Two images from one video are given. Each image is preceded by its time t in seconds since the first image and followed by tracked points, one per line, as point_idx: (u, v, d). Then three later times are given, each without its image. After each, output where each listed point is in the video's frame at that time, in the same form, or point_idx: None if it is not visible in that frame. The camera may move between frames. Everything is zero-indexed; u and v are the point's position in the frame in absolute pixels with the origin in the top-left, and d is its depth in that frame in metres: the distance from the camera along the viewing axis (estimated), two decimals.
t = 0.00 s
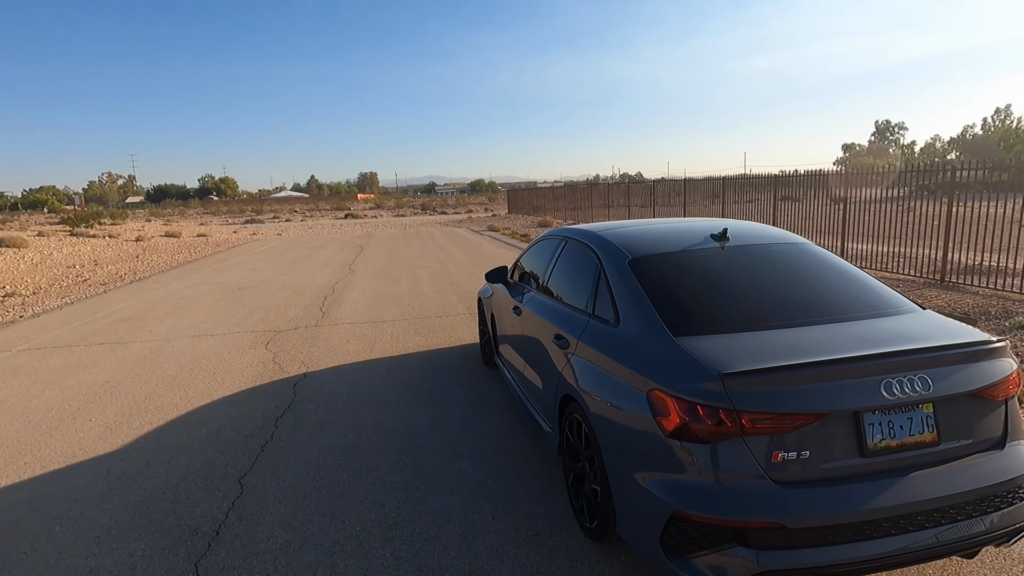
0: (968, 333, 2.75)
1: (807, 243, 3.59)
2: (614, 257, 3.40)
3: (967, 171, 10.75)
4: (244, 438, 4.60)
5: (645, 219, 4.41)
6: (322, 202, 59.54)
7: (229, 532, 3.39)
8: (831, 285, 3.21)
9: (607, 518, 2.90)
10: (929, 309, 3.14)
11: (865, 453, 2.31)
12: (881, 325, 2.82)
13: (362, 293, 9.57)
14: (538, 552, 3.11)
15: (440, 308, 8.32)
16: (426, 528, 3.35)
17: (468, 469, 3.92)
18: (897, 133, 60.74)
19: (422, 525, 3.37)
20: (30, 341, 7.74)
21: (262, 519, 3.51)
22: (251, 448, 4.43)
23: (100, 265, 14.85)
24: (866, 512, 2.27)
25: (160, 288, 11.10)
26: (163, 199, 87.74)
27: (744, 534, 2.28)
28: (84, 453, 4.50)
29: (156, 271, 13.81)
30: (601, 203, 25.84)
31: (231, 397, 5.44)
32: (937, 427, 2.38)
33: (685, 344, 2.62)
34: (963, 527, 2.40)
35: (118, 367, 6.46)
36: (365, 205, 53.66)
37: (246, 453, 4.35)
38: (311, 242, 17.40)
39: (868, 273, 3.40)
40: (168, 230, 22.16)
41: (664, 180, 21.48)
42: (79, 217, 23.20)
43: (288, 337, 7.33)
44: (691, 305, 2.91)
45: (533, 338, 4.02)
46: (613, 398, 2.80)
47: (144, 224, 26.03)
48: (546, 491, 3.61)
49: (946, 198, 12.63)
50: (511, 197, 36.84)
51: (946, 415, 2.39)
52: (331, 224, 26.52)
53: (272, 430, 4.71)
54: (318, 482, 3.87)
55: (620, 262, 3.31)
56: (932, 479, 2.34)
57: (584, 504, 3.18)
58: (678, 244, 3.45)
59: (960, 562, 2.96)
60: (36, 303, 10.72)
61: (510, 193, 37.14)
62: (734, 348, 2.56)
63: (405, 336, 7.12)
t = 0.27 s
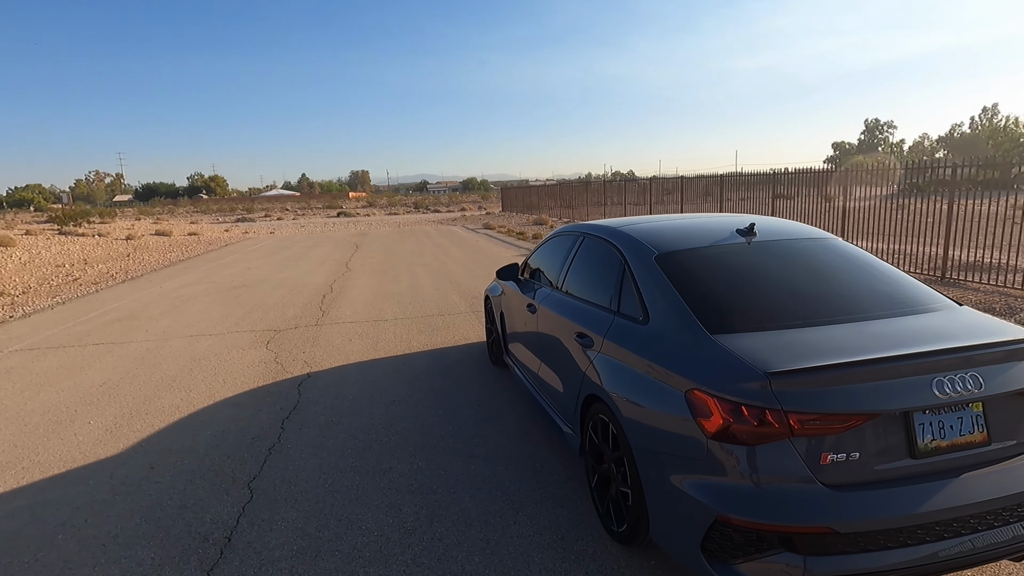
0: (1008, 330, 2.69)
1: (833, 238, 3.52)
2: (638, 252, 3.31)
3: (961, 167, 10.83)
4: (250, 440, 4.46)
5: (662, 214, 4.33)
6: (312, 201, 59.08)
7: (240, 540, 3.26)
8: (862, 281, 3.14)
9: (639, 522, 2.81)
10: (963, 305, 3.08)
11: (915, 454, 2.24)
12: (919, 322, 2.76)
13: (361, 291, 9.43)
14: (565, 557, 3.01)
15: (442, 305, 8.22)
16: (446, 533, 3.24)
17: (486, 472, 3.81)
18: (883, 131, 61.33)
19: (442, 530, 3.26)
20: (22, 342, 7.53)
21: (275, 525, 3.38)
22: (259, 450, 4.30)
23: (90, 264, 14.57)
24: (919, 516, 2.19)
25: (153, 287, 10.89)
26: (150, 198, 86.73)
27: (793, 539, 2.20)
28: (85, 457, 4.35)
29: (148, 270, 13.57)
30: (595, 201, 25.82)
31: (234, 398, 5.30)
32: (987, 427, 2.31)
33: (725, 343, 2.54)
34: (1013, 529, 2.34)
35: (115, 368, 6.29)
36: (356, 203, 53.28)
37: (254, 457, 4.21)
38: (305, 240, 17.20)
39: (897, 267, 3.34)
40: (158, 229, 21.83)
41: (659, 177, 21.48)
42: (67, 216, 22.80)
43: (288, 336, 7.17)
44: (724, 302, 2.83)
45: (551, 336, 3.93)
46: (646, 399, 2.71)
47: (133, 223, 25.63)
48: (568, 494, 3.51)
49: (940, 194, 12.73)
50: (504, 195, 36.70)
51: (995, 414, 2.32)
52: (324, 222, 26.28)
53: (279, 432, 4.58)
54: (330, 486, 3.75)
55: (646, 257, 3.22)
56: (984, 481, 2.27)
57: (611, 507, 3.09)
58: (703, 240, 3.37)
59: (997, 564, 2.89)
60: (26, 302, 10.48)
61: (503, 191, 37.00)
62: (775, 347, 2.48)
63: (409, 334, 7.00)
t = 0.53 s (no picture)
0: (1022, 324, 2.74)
1: (842, 234, 3.55)
2: (653, 249, 3.29)
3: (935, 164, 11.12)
4: (250, 446, 4.35)
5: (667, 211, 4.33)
6: (288, 199, 58.19)
7: (249, 549, 3.16)
8: (874, 276, 3.18)
9: (663, 522, 2.80)
10: (972, 299, 3.13)
11: (944, 448, 2.27)
12: (935, 317, 2.79)
13: (349, 291, 9.29)
14: (586, 558, 2.98)
15: (433, 304, 8.14)
16: (463, 537, 3.18)
17: (496, 474, 3.76)
18: (854, 129, 62.65)
19: (458, 533, 3.21)
20: None
21: (284, 533, 3.29)
22: (260, 456, 4.19)
23: (63, 266, 14.12)
24: (949, 509, 2.22)
25: (132, 289, 10.59)
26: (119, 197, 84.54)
27: (828, 537, 2.21)
28: (76, 466, 4.19)
29: (124, 271, 13.19)
30: (575, 198, 25.90)
31: (228, 403, 5.17)
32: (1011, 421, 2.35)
33: (751, 341, 2.54)
34: None
35: (99, 373, 6.09)
36: (333, 202, 52.57)
37: (255, 462, 4.10)
38: (286, 240, 16.91)
39: (906, 262, 3.38)
40: (131, 229, 21.27)
41: (639, 175, 21.63)
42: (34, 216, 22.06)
43: (278, 338, 7.03)
44: (745, 299, 2.83)
45: (560, 335, 3.89)
46: (671, 398, 2.70)
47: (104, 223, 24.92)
48: (583, 493, 3.49)
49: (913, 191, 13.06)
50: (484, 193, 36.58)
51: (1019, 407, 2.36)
52: (302, 221, 25.87)
53: (278, 436, 4.47)
54: (338, 491, 3.67)
55: (662, 254, 3.20)
56: (1009, 474, 2.30)
57: (630, 507, 3.07)
58: (717, 237, 3.37)
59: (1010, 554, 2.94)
60: None
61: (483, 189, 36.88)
62: (801, 345, 2.48)
63: (403, 334, 6.91)
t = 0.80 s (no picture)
0: None
1: (845, 233, 3.60)
2: (664, 248, 3.29)
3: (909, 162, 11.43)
4: (248, 452, 4.24)
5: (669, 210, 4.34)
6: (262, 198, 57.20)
7: (258, 560, 3.08)
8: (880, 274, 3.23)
9: (683, 522, 2.79)
10: (974, 296, 3.20)
11: (965, 443, 2.30)
12: (945, 314, 2.84)
13: (334, 292, 9.15)
14: (603, 559, 2.97)
15: (423, 304, 8.06)
16: (477, 541, 3.14)
17: (505, 476, 3.73)
18: (824, 127, 64.07)
19: (472, 538, 3.16)
20: None
21: (293, 542, 3.21)
22: (259, 463, 4.09)
23: (31, 268, 13.62)
24: (972, 503, 2.25)
25: (108, 292, 10.27)
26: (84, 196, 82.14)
27: (856, 534, 2.22)
28: (65, 478, 4.03)
29: (97, 273, 12.79)
30: (553, 196, 25.99)
31: (220, 408, 5.03)
32: None
33: (773, 340, 2.55)
34: None
35: (81, 380, 5.88)
36: (308, 200, 51.83)
37: (255, 470, 4.00)
38: (265, 240, 16.60)
39: (909, 260, 3.44)
40: (101, 230, 20.65)
41: (617, 173, 21.79)
42: None
43: (266, 340, 6.88)
44: (761, 298, 2.84)
45: (566, 335, 3.87)
46: (692, 398, 2.69)
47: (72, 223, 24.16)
48: (594, 494, 3.48)
49: (885, 188, 13.42)
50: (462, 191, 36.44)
51: None
52: (279, 221, 25.43)
53: (277, 442, 4.37)
54: (344, 497, 3.60)
55: (674, 253, 3.20)
56: None
57: (647, 507, 3.07)
58: (726, 236, 3.39)
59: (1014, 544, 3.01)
60: None
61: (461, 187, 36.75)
62: (823, 343, 2.50)
63: (394, 335, 6.83)
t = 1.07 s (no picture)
0: None
1: (839, 228, 3.64)
2: (665, 245, 3.28)
3: (879, 159, 11.70)
4: (235, 460, 4.10)
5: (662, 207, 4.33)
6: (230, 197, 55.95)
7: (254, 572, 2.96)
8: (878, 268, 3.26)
9: (691, 519, 2.78)
10: (967, 289, 3.26)
11: (972, 435, 2.33)
12: (945, 307, 2.88)
13: (314, 292, 8.97)
14: (610, 560, 2.94)
15: (406, 304, 7.95)
16: (480, 545, 3.08)
17: (504, 479, 3.68)
18: (791, 125, 65.35)
19: (475, 542, 3.10)
20: None
21: (289, 552, 3.10)
22: (247, 470, 3.96)
23: None
24: (981, 495, 2.28)
25: (74, 295, 9.89)
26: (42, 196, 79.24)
27: (871, 528, 2.23)
28: (40, 491, 3.84)
29: (61, 275, 12.31)
30: (529, 194, 26.00)
31: (202, 415, 4.86)
32: None
33: (781, 336, 2.54)
34: None
35: (51, 388, 5.63)
36: (279, 199, 50.89)
37: (243, 478, 3.86)
38: (237, 240, 16.20)
39: (903, 254, 3.48)
40: (62, 230, 19.91)
41: (591, 171, 21.91)
42: None
43: (246, 343, 6.69)
44: (766, 294, 2.84)
45: (564, 334, 3.83)
46: (700, 395, 2.67)
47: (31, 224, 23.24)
48: (596, 494, 3.45)
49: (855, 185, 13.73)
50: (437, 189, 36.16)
51: None
52: (250, 220, 24.88)
53: (264, 448, 4.24)
54: (339, 505, 3.50)
55: (676, 249, 3.19)
56: None
57: (652, 505, 3.05)
58: (725, 232, 3.39)
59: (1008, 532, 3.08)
60: None
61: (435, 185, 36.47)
62: (831, 338, 2.51)
63: (379, 336, 6.71)
